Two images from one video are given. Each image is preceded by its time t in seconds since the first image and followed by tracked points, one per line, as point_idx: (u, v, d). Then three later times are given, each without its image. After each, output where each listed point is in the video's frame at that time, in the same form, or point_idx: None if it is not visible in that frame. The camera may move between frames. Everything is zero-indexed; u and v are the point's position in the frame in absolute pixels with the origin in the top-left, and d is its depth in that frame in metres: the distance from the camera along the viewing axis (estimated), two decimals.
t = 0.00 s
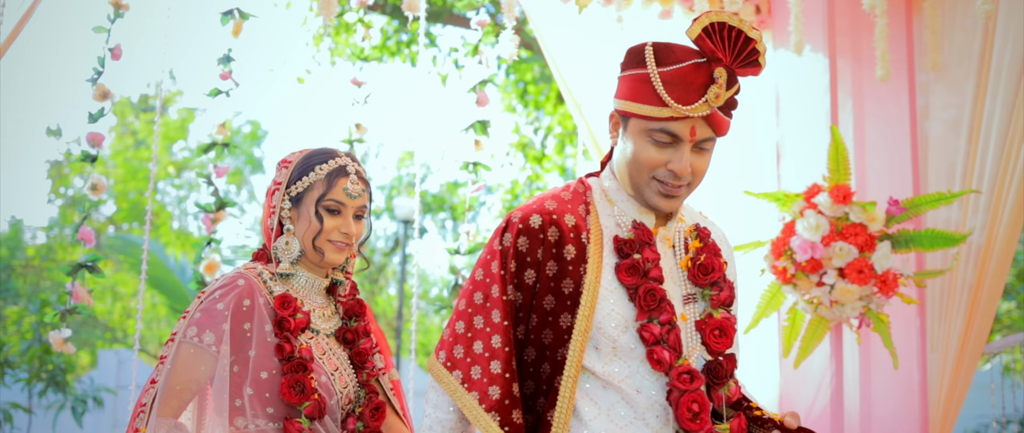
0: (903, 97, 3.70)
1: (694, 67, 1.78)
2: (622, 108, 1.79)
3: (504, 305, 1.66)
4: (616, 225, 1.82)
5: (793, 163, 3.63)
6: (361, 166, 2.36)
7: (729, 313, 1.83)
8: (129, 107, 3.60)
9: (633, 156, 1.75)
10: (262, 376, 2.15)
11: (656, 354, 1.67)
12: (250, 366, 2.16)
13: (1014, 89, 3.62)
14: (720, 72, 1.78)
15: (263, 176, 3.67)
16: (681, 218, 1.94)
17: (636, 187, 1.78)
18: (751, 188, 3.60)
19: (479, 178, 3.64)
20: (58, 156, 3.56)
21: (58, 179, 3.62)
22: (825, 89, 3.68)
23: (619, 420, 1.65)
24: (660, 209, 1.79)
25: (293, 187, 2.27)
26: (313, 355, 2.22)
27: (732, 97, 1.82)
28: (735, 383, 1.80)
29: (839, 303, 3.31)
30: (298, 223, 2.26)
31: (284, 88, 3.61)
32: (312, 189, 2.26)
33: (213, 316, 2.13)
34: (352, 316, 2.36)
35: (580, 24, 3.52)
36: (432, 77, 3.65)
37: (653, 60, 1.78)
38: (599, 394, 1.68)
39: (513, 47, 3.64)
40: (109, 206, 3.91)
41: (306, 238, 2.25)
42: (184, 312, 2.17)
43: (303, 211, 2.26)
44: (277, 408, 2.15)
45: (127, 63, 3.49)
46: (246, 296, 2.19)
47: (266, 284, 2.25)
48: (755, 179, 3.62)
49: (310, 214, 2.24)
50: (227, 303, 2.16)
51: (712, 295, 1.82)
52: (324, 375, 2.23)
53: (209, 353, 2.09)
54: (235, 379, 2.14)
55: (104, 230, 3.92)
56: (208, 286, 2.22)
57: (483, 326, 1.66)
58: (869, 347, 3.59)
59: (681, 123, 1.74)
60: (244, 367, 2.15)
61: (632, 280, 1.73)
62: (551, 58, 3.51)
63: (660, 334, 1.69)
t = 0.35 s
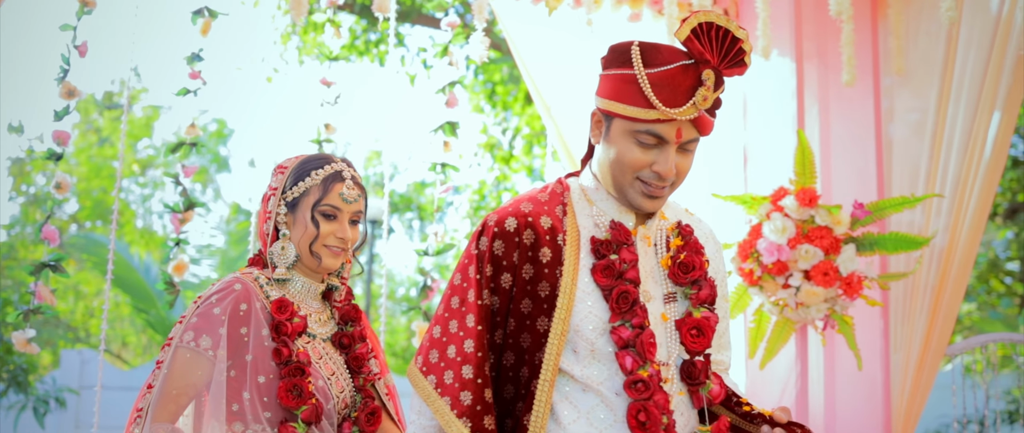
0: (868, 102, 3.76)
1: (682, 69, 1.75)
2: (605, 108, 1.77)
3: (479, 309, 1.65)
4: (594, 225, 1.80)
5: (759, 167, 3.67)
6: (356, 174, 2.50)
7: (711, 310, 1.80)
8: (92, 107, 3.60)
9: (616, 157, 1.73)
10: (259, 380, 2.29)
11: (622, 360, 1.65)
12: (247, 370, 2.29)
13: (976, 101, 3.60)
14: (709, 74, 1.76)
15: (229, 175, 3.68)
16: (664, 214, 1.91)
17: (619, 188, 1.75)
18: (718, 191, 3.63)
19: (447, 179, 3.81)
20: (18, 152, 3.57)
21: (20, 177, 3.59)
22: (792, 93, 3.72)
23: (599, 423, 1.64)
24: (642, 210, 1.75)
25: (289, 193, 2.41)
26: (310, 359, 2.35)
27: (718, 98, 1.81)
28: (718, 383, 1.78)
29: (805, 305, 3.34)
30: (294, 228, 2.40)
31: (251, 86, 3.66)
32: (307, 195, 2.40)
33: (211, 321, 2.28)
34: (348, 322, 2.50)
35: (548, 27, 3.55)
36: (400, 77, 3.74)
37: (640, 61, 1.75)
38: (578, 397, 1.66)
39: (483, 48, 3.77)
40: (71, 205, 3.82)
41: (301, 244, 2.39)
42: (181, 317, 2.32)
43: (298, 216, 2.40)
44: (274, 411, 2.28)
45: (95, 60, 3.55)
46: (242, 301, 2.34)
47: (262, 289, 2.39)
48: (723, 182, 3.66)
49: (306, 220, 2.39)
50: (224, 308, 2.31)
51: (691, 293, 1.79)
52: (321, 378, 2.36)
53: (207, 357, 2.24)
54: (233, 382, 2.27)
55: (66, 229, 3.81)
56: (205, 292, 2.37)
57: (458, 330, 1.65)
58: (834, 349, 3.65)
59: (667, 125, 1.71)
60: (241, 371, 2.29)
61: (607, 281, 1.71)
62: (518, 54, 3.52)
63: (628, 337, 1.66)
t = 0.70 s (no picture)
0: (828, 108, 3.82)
1: (663, 73, 1.75)
2: (588, 108, 1.78)
3: (458, 310, 1.66)
4: (576, 226, 1.81)
5: (722, 172, 3.72)
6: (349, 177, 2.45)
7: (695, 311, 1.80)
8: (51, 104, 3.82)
9: (597, 156, 1.74)
10: (264, 388, 2.23)
11: (595, 363, 1.66)
12: (251, 379, 2.24)
13: (935, 104, 3.68)
14: (689, 78, 1.75)
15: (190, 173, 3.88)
16: (650, 214, 1.91)
17: (601, 187, 1.76)
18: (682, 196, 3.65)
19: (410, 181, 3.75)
20: None
21: None
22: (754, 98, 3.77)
23: (577, 426, 1.65)
24: (623, 210, 1.77)
25: (283, 200, 2.37)
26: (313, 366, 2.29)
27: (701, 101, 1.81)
28: (706, 385, 1.75)
29: (765, 308, 3.38)
30: (289, 234, 2.36)
31: (213, 85, 3.65)
32: (302, 202, 2.35)
33: (212, 330, 2.23)
34: (347, 326, 2.43)
35: (513, 32, 3.58)
36: (363, 77, 3.77)
37: (620, 64, 1.76)
38: (558, 400, 1.67)
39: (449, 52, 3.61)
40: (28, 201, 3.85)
41: (299, 250, 2.34)
42: (180, 326, 2.27)
43: (294, 223, 2.35)
44: (278, 419, 2.22)
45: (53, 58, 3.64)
46: (242, 310, 2.28)
47: (262, 297, 2.33)
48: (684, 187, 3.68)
49: (303, 226, 2.34)
50: (225, 317, 2.25)
51: (675, 294, 1.79)
52: (323, 384, 2.30)
53: (208, 368, 2.19)
54: (236, 393, 2.21)
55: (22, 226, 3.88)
56: (204, 300, 2.31)
57: (436, 331, 1.66)
58: (792, 352, 3.69)
59: (648, 128, 1.72)
60: (245, 381, 2.23)
61: (585, 283, 1.71)
62: (484, 58, 3.55)
63: (603, 341, 1.66)
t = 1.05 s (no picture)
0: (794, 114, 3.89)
1: (653, 81, 1.67)
2: (582, 114, 1.71)
3: (448, 315, 1.62)
4: (569, 230, 1.76)
5: (690, 176, 3.78)
6: (349, 177, 2.35)
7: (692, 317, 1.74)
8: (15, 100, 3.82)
9: (588, 162, 1.68)
10: (270, 388, 2.13)
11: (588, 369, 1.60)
12: (258, 380, 2.13)
13: (897, 117, 3.70)
14: (681, 86, 1.67)
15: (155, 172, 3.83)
16: (647, 218, 1.87)
17: (594, 191, 1.70)
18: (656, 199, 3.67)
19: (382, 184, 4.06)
20: None
21: None
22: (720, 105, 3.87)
23: None
24: (618, 215, 1.71)
25: (282, 201, 2.27)
26: (319, 364, 2.20)
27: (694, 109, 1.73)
28: (702, 391, 1.68)
29: (732, 312, 3.42)
30: (289, 235, 2.26)
31: (180, 85, 3.76)
32: (301, 202, 2.25)
33: (216, 331, 2.12)
34: (351, 324, 2.37)
35: (484, 35, 3.60)
36: (332, 78, 3.93)
37: (610, 70, 1.69)
38: (549, 406, 1.63)
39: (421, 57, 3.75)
40: None
41: (301, 251, 2.24)
42: (184, 327, 2.17)
43: (294, 224, 2.25)
44: (286, 419, 2.12)
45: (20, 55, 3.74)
46: (247, 310, 2.18)
47: (266, 297, 2.23)
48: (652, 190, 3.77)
49: (303, 226, 2.24)
50: (229, 318, 2.14)
51: (670, 300, 1.73)
52: (330, 383, 2.21)
53: (213, 369, 2.08)
54: (242, 394, 2.10)
55: None
56: (207, 302, 2.20)
57: (426, 335, 1.63)
58: (759, 357, 3.78)
59: (639, 136, 1.65)
60: (251, 381, 2.12)
61: (577, 288, 1.67)
62: (449, 52, 3.57)
63: (595, 346, 1.61)
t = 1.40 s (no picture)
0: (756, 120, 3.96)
1: (656, 91, 1.64)
2: (587, 122, 1.68)
3: (450, 320, 1.63)
4: (573, 237, 1.74)
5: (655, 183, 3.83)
6: (354, 179, 2.17)
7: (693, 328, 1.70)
8: None
9: (592, 171, 1.65)
10: (269, 393, 1.98)
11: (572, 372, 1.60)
12: (256, 384, 1.98)
13: (857, 122, 3.73)
14: (685, 96, 1.63)
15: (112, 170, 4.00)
16: (654, 226, 1.81)
17: (598, 201, 1.67)
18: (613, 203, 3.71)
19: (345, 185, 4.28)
20: None
21: None
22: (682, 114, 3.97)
23: None
24: (624, 225, 1.68)
25: (284, 203, 2.09)
26: (318, 367, 2.04)
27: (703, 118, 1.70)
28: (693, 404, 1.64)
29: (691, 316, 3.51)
30: (290, 238, 2.08)
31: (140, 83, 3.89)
32: (302, 205, 2.08)
33: (216, 334, 1.97)
34: (352, 327, 2.18)
35: (449, 38, 3.61)
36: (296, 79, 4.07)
37: (616, 80, 1.66)
38: (551, 412, 1.61)
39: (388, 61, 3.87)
40: None
41: (301, 254, 2.07)
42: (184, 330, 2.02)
43: (295, 226, 2.08)
44: (283, 423, 1.97)
45: None
46: (247, 313, 2.02)
47: (266, 300, 2.06)
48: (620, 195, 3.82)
49: (303, 229, 2.07)
50: (229, 321, 1.99)
51: (671, 308, 1.70)
52: (330, 388, 2.05)
53: (213, 373, 1.93)
54: (241, 399, 1.96)
55: None
56: (206, 304, 2.05)
57: (429, 340, 1.65)
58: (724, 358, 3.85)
59: (643, 147, 1.62)
60: (250, 386, 1.97)
61: (573, 293, 1.65)
62: (412, 44, 3.58)
63: (582, 351, 1.60)
